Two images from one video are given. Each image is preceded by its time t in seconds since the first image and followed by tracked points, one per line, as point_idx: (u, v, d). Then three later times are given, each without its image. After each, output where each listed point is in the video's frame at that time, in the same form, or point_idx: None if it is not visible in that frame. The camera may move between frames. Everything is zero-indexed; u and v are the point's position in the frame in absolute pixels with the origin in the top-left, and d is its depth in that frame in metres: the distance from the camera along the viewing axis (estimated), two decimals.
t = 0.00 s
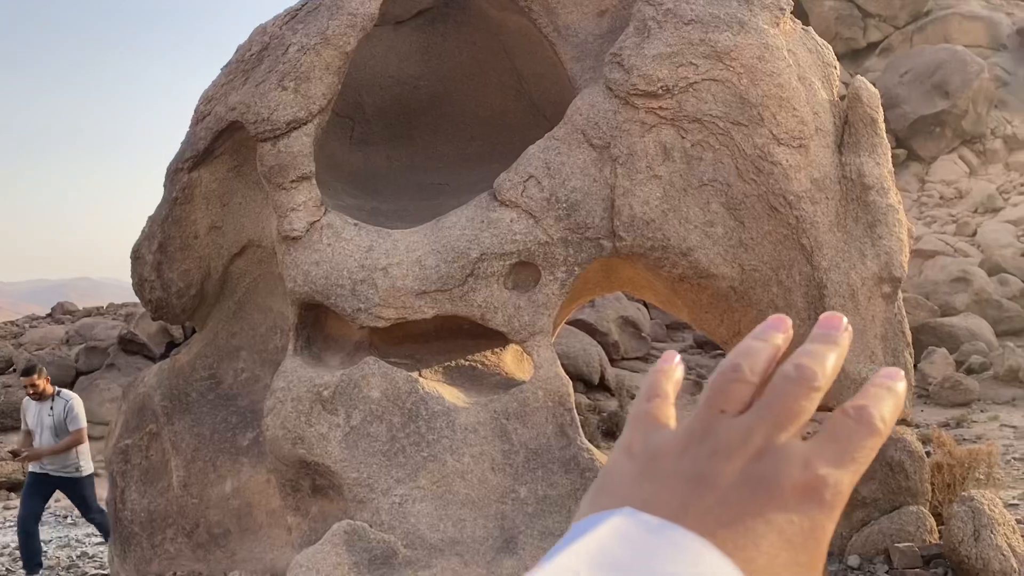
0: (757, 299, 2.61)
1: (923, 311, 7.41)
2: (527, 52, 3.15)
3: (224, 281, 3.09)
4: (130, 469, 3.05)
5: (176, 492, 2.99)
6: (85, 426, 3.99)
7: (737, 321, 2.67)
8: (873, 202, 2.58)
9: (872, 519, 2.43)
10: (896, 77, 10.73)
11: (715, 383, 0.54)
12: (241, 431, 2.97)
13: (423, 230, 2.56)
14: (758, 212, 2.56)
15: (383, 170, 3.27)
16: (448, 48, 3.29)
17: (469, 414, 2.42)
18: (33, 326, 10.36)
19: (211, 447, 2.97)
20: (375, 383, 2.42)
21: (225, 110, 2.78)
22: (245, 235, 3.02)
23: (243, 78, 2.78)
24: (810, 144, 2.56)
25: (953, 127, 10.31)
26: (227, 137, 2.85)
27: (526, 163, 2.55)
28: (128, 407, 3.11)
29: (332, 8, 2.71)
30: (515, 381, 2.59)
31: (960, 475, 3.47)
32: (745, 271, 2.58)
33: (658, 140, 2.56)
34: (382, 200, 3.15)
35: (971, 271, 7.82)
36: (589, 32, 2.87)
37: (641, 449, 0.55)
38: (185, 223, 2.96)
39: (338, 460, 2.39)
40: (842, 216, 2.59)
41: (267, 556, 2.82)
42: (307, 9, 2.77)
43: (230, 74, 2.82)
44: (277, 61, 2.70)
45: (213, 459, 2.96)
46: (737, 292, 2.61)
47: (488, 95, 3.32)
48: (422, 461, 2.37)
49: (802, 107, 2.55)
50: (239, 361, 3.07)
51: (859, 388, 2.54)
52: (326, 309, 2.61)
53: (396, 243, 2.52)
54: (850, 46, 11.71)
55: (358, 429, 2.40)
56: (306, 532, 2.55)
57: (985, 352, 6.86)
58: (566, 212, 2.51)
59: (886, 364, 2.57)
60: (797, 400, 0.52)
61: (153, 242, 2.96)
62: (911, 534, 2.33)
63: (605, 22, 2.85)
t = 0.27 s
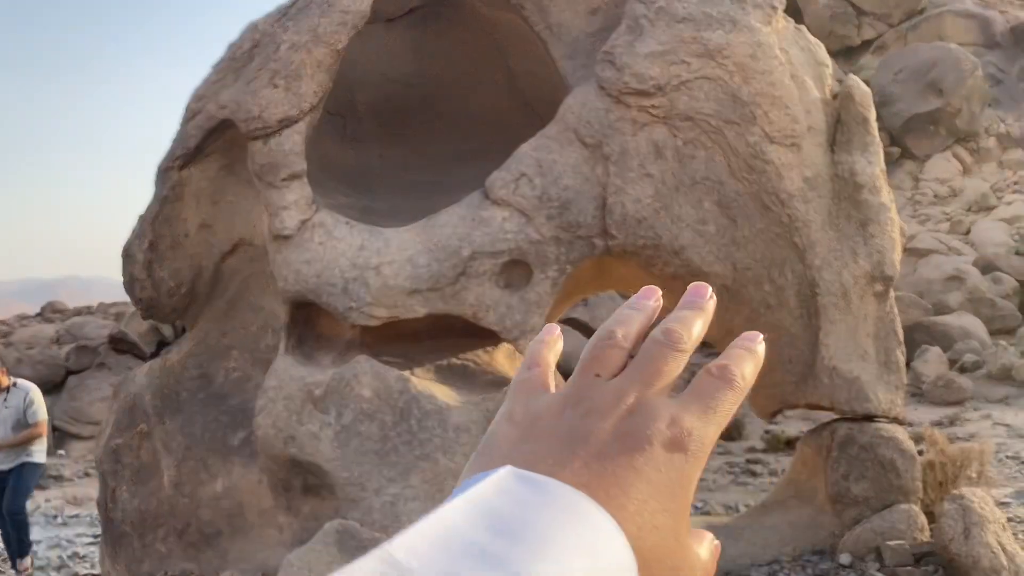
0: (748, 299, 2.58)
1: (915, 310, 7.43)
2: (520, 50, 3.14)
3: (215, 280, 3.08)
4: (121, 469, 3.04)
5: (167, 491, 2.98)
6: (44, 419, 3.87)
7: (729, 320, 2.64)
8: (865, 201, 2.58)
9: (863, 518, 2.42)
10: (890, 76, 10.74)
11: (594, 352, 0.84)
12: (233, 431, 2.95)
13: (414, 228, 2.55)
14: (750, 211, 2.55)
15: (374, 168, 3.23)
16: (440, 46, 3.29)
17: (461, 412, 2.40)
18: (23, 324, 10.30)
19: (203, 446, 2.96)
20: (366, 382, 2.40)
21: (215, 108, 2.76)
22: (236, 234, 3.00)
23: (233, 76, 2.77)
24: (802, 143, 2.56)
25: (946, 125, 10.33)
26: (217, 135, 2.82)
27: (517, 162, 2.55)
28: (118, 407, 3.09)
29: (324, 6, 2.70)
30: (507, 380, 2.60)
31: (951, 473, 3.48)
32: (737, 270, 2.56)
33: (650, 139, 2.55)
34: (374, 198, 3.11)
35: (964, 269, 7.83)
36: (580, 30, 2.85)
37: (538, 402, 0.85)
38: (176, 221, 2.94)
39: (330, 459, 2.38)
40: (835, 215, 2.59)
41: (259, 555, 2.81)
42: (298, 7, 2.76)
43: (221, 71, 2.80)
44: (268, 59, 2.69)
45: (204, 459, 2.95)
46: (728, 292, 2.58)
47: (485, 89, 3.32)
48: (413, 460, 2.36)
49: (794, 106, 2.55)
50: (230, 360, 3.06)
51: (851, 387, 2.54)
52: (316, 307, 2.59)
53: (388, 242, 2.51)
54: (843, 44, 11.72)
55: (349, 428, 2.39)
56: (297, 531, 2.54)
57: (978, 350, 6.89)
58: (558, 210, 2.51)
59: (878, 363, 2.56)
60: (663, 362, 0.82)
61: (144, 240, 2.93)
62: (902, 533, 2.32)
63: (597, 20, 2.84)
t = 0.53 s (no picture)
0: (746, 298, 2.57)
1: (914, 309, 7.44)
2: (518, 49, 3.14)
3: (213, 279, 3.08)
4: (118, 468, 3.03)
5: (165, 491, 2.98)
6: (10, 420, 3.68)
7: (726, 319, 2.63)
8: (861, 200, 2.59)
9: (860, 516, 2.43)
10: (889, 75, 10.75)
11: (489, 329, 0.83)
12: (230, 430, 2.96)
13: (412, 227, 2.55)
14: (748, 210, 2.55)
15: (372, 168, 3.23)
16: (437, 45, 3.29)
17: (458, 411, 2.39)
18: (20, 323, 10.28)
19: (200, 445, 2.96)
20: (364, 381, 2.40)
21: (213, 107, 2.76)
22: (233, 233, 3.00)
23: (231, 75, 2.76)
24: (799, 142, 2.56)
25: (945, 125, 10.34)
26: (215, 133, 2.83)
27: (515, 161, 2.55)
28: (116, 406, 3.09)
29: (322, 5, 2.70)
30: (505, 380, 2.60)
31: (948, 473, 3.49)
32: (735, 269, 2.56)
33: (647, 138, 2.55)
34: (371, 198, 3.12)
35: (963, 269, 7.84)
36: (578, 29, 2.85)
37: (434, 380, 0.82)
38: (174, 220, 2.94)
39: (327, 458, 2.38)
40: (831, 214, 2.59)
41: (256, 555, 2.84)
42: (296, 5, 2.75)
43: (218, 70, 2.79)
44: (266, 58, 2.69)
45: (202, 458, 2.95)
46: (726, 291, 2.58)
47: (484, 92, 3.31)
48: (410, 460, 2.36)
49: (791, 105, 2.55)
50: (227, 359, 3.06)
51: (849, 386, 2.54)
52: (314, 306, 2.59)
53: (385, 241, 2.51)
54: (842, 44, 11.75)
55: (346, 427, 2.39)
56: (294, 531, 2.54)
57: (976, 350, 6.90)
58: (555, 210, 2.51)
59: (875, 363, 2.56)
60: (556, 333, 0.81)
61: (142, 239, 2.94)
62: (898, 532, 2.34)
63: (595, 19, 2.84)
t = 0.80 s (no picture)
0: (747, 297, 2.57)
1: (915, 308, 7.43)
2: (517, 48, 3.14)
3: (214, 278, 3.08)
4: (119, 467, 3.04)
5: (165, 490, 2.98)
6: None
7: (727, 319, 2.61)
8: (863, 199, 2.58)
9: (860, 516, 2.42)
10: (892, 74, 10.73)
11: (444, 330, 0.92)
12: (230, 429, 2.96)
13: (412, 226, 2.55)
14: (748, 209, 2.55)
15: (373, 167, 3.24)
16: (438, 44, 3.29)
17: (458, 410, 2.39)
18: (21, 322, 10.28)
19: (200, 444, 2.97)
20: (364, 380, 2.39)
21: (214, 106, 2.76)
22: (234, 232, 3.00)
23: (232, 74, 2.76)
24: (800, 142, 2.56)
25: (947, 124, 10.32)
26: (216, 132, 2.83)
27: (515, 161, 2.55)
28: (116, 405, 3.09)
29: (322, 4, 2.70)
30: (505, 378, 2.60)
31: (949, 473, 3.49)
32: (736, 269, 2.55)
33: (648, 137, 2.55)
34: (373, 197, 3.13)
35: (965, 268, 7.83)
36: (579, 28, 2.85)
37: (393, 377, 0.91)
38: (175, 220, 2.95)
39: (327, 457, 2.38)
40: (832, 214, 2.58)
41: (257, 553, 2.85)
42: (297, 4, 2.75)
43: (219, 69, 2.79)
44: (267, 57, 2.69)
45: (202, 457, 2.96)
46: (726, 290, 2.57)
47: (486, 91, 3.30)
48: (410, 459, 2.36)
49: (792, 105, 2.55)
50: (228, 358, 3.06)
51: (850, 386, 2.53)
52: (315, 305, 2.59)
53: (386, 240, 2.52)
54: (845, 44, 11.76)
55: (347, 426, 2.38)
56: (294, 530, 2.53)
57: (978, 350, 6.89)
58: (555, 209, 2.52)
59: (877, 363, 2.54)
60: (508, 331, 0.90)
61: (142, 238, 2.94)
62: (898, 531, 2.34)
63: (596, 18, 2.84)
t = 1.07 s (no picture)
0: (746, 297, 2.56)
1: (918, 308, 7.42)
2: (517, 47, 3.13)
3: (213, 277, 3.08)
4: (118, 465, 3.04)
5: (164, 488, 2.98)
6: None
7: (726, 318, 2.60)
8: (862, 198, 2.57)
9: (858, 516, 2.42)
10: (895, 73, 10.72)
11: (416, 345, 0.92)
12: (229, 428, 2.96)
13: (411, 225, 2.55)
14: (747, 208, 2.54)
15: (373, 166, 3.25)
16: (438, 43, 3.28)
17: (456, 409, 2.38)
18: (24, 320, 10.31)
19: (199, 443, 2.97)
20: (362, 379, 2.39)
21: (213, 104, 2.76)
22: (233, 231, 3.00)
23: (231, 72, 2.76)
24: (800, 141, 2.55)
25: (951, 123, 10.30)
26: (215, 131, 2.83)
27: (513, 159, 2.55)
28: (115, 403, 3.09)
29: (321, 3, 2.69)
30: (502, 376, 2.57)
31: (950, 472, 3.48)
32: (735, 268, 2.55)
33: (646, 136, 2.55)
34: (373, 196, 3.13)
35: (968, 268, 7.81)
36: (578, 26, 2.84)
37: (365, 393, 0.91)
38: (174, 218, 2.95)
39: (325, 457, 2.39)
40: (832, 213, 2.57)
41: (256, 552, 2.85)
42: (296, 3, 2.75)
43: (218, 68, 2.79)
44: (265, 56, 2.68)
45: (201, 456, 2.96)
46: (726, 289, 2.57)
47: (489, 90, 3.29)
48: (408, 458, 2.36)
49: (791, 103, 2.54)
50: (227, 357, 3.06)
51: (849, 385, 2.51)
52: (314, 305, 2.58)
53: (384, 239, 2.51)
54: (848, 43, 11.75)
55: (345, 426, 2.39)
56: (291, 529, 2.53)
57: (980, 349, 6.88)
58: (554, 208, 2.51)
59: (876, 363, 2.53)
60: (478, 344, 0.89)
61: (141, 237, 2.95)
62: (897, 531, 2.34)
63: (596, 16, 2.83)
